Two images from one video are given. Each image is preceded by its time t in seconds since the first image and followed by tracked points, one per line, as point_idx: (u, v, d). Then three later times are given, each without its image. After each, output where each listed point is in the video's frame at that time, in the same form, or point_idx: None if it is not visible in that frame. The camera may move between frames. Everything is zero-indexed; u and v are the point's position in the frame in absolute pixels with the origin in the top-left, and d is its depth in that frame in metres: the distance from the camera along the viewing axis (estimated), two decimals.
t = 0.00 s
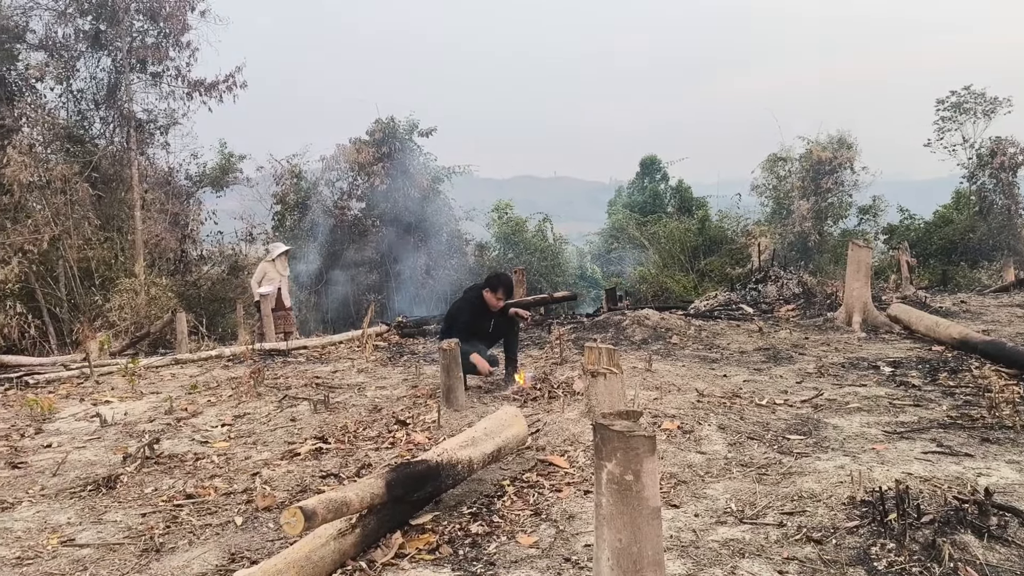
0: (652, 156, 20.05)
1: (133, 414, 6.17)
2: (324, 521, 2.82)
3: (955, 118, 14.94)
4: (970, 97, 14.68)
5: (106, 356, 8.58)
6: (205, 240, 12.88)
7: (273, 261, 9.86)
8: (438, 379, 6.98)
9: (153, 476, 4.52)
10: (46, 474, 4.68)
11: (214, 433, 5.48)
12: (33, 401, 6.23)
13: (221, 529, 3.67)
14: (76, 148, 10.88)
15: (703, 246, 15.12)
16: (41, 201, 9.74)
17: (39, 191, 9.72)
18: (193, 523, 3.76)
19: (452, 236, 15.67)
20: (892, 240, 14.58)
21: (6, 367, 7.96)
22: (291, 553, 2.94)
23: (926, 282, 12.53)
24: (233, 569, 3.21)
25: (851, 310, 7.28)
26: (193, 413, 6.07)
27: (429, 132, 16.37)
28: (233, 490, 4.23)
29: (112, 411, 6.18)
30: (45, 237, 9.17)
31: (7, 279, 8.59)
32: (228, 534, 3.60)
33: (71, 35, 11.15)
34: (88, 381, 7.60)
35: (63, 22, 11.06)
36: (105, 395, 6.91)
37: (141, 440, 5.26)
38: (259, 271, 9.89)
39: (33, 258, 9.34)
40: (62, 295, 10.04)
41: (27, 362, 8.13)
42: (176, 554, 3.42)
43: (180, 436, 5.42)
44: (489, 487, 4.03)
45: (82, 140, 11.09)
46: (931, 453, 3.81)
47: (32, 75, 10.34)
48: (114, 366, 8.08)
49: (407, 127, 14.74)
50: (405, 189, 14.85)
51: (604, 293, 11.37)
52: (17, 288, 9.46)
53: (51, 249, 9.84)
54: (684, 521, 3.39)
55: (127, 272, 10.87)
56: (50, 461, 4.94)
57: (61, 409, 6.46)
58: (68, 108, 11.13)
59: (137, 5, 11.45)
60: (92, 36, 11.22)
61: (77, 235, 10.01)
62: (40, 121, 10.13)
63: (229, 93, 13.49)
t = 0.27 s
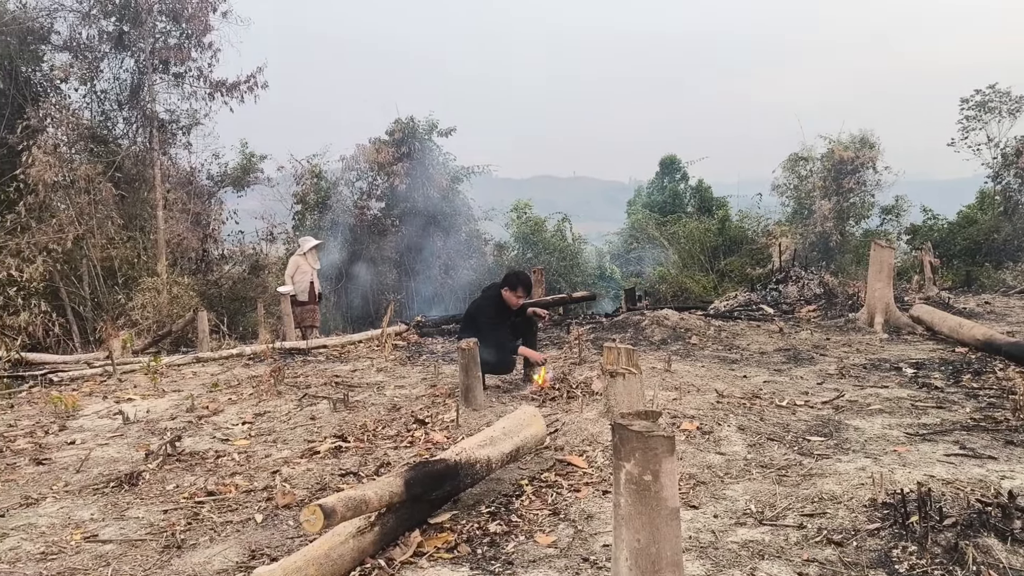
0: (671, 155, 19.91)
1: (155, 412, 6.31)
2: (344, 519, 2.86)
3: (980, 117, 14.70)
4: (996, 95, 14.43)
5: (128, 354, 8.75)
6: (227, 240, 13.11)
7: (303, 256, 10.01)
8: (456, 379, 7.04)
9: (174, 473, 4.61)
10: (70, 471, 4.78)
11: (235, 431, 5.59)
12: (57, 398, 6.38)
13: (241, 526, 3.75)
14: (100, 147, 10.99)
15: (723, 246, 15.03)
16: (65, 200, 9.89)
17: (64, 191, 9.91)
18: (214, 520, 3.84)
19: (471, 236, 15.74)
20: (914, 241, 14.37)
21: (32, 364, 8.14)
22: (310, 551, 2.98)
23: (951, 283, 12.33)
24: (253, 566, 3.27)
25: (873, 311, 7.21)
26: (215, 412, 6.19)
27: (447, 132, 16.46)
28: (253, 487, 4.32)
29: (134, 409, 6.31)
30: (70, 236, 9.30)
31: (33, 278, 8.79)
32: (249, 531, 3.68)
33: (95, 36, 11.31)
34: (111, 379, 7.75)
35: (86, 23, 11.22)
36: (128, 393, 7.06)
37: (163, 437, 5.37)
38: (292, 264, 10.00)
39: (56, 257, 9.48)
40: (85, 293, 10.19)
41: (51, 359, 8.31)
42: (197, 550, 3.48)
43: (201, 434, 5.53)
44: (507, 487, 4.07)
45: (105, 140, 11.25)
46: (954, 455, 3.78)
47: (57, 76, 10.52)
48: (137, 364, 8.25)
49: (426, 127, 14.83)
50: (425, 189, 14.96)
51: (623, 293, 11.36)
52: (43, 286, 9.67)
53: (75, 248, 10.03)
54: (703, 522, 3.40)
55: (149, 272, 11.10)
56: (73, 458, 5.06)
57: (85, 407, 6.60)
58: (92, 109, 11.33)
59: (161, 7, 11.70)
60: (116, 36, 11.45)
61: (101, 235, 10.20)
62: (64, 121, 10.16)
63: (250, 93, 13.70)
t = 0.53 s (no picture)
0: (693, 156, 19.81)
1: (178, 411, 6.45)
2: (363, 518, 2.90)
3: (1009, 115, 14.40)
4: None
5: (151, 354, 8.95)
6: (249, 240, 13.28)
7: (330, 257, 10.12)
8: (475, 379, 7.11)
9: (196, 471, 4.72)
10: (94, 469, 4.89)
11: (256, 430, 5.70)
12: (82, 397, 6.54)
13: (262, 525, 3.83)
14: (124, 149, 11.20)
15: (744, 247, 14.93)
16: (90, 201, 10.06)
17: (88, 192, 10.07)
18: (235, 518, 3.93)
19: (491, 236, 15.79)
20: (940, 241, 14.12)
21: (58, 364, 8.33)
22: (330, 550, 3.03)
23: (978, 284, 12.10)
24: (274, 564, 3.34)
25: (896, 313, 7.13)
26: (236, 411, 6.31)
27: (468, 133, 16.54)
28: (274, 486, 4.41)
29: (157, 407, 6.45)
30: (95, 236, 9.42)
31: (59, 278, 9.01)
32: (269, 530, 3.76)
33: (120, 38, 11.56)
34: (135, 378, 7.92)
35: (112, 25, 11.45)
36: (151, 392, 7.22)
37: (185, 436, 5.49)
38: (320, 265, 10.12)
39: (81, 257, 9.69)
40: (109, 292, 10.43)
41: (77, 358, 8.51)
42: (219, 549, 3.56)
43: (223, 433, 5.65)
44: (526, 487, 4.11)
45: (130, 141, 11.46)
46: (979, 459, 3.76)
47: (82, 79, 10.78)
48: (160, 363, 8.46)
49: (446, 128, 14.94)
50: (445, 190, 15.06)
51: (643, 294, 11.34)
52: (69, 285, 9.90)
53: (99, 248, 10.25)
54: (723, 524, 3.41)
55: (172, 272, 11.30)
56: (97, 456, 5.19)
57: (108, 405, 6.76)
58: (117, 110, 11.57)
59: (184, 10, 11.95)
60: (140, 39, 11.71)
61: (124, 235, 10.40)
62: (88, 123, 10.44)
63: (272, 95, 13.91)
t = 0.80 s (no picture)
0: (713, 155, 19.70)
1: (199, 409, 6.58)
2: (381, 516, 2.94)
3: None
4: None
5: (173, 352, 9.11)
6: (270, 240, 13.54)
7: (354, 258, 10.36)
8: (493, 378, 7.15)
9: (217, 469, 4.82)
10: (116, 466, 5.00)
11: (276, 429, 5.79)
12: (105, 395, 6.69)
13: (281, 522, 3.91)
14: (147, 150, 11.54)
15: (765, 247, 14.83)
16: (114, 201, 10.23)
17: (113, 192, 10.26)
18: (255, 516, 4.00)
19: (510, 235, 15.80)
20: (964, 241, 13.88)
21: (82, 361, 8.49)
22: (349, 547, 3.08)
23: (1003, 284, 11.87)
24: (293, 562, 3.41)
25: (919, 313, 7.04)
26: (256, 409, 6.42)
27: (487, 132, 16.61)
28: (293, 484, 4.49)
29: (179, 405, 6.59)
30: (118, 235, 9.62)
31: (83, 278, 9.21)
32: (288, 527, 3.83)
33: (143, 40, 11.80)
34: (157, 376, 8.08)
35: (135, 27, 11.69)
36: (173, 390, 7.36)
37: (205, 434, 5.60)
38: (345, 266, 10.31)
39: (105, 256, 9.89)
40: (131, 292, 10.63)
41: (100, 356, 8.65)
42: (238, 546, 3.63)
43: (244, 431, 5.76)
44: (544, 487, 4.14)
45: (153, 142, 11.76)
46: (1003, 461, 3.73)
47: (106, 80, 11.03)
48: (182, 362, 8.62)
49: (466, 128, 15.01)
50: (464, 189, 15.12)
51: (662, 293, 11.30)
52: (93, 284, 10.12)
53: (123, 248, 10.56)
54: (742, 524, 3.41)
55: (193, 271, 11.48)
56: (120, 453, 5.31)
57: (131, 403, 6.91)
58: (140, 111, 11.82)
59: (206, 11, 12.16)
60: (163, 40, 11.92)
61: (147, 235, 10.60)
62: (112, 124, 10.70)
63: (292, 95, 14.07)
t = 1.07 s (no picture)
0: (737, 154, 19.53)
1: (223, 408, 6.73)
2: (402, 514, 3.00)
3: None
4: None
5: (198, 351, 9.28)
6: (294, 240, 13.83)
7: (384, 257, 10.59)
8: (514, 378, 7.21)
9: (240, 467, 4.93)
10: (142, 463, 5.14)
11: (298, 427, 5.90)
12: (131, 393, 6.86)
13: (304, 520, 4.00)
14: (174, 151, 11.86)
15: (789, 246, 14.66)
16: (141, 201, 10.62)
17: (139, 193, 10.54)
18: (278, 513, 4.10)
19: (532, 235, 15.83)
20: (993, 240, 13.60)
21: (109, 360, 8.63)
22: (370, 546, 3.14)
23: None
24: (315, 559, 3.49)
25: (946, 313, 6.94)
26: (280, 407, 6.55)
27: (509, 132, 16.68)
28: (315, 482, 4.58)
29: (203, 403, 6.74)
30: (144, 235, 9.92)
31: (110, 278, 9.45)
32: (311, 525, 3.92)
33: (169, 42, 12.08)
34: (182, 374, 8.26)
35: (161, 29, 11.98)
36: (198, 389, 7.53)
37: (229, 432, 5.73)
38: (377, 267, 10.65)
39: (132, 256, 10.14)
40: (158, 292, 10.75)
41: (126, 356, 8.79)
42: (261, 543, 3.73)
43: (267, 429, 5.88)
44: (565, 487, 4.18)
45: (179, 144, 12.08)
46: None
47: (133, 82, 11.43)
48: (206, 361, 8.78)
49: (488, 128, 15.10)
50: (486, 189, 15.21)
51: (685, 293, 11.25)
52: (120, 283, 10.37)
53: (149, 248, 10.81)
54: (764, 526, 3.41)
55: (218, 271, 11.69)
56: (145, 451, 5.44)
57: (157, 402, 7.07)
58: (166, 112, 12.18)
59: (231, 13, 12.36)
60: (189, 42, 12.18)
61: (173, 235, 10.83)
62: (139, 125, 10.98)
63: (316, 95, 14.24)
